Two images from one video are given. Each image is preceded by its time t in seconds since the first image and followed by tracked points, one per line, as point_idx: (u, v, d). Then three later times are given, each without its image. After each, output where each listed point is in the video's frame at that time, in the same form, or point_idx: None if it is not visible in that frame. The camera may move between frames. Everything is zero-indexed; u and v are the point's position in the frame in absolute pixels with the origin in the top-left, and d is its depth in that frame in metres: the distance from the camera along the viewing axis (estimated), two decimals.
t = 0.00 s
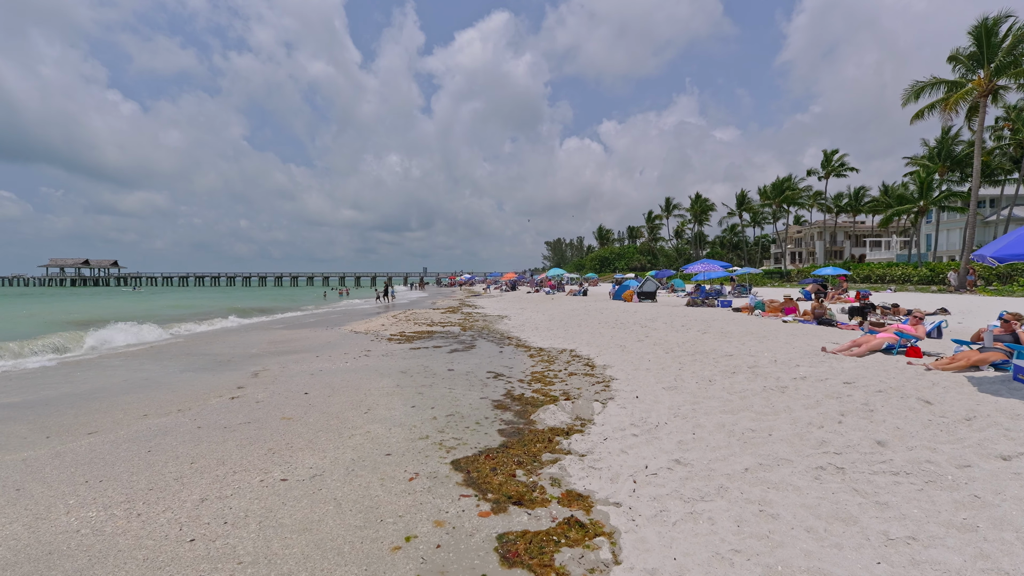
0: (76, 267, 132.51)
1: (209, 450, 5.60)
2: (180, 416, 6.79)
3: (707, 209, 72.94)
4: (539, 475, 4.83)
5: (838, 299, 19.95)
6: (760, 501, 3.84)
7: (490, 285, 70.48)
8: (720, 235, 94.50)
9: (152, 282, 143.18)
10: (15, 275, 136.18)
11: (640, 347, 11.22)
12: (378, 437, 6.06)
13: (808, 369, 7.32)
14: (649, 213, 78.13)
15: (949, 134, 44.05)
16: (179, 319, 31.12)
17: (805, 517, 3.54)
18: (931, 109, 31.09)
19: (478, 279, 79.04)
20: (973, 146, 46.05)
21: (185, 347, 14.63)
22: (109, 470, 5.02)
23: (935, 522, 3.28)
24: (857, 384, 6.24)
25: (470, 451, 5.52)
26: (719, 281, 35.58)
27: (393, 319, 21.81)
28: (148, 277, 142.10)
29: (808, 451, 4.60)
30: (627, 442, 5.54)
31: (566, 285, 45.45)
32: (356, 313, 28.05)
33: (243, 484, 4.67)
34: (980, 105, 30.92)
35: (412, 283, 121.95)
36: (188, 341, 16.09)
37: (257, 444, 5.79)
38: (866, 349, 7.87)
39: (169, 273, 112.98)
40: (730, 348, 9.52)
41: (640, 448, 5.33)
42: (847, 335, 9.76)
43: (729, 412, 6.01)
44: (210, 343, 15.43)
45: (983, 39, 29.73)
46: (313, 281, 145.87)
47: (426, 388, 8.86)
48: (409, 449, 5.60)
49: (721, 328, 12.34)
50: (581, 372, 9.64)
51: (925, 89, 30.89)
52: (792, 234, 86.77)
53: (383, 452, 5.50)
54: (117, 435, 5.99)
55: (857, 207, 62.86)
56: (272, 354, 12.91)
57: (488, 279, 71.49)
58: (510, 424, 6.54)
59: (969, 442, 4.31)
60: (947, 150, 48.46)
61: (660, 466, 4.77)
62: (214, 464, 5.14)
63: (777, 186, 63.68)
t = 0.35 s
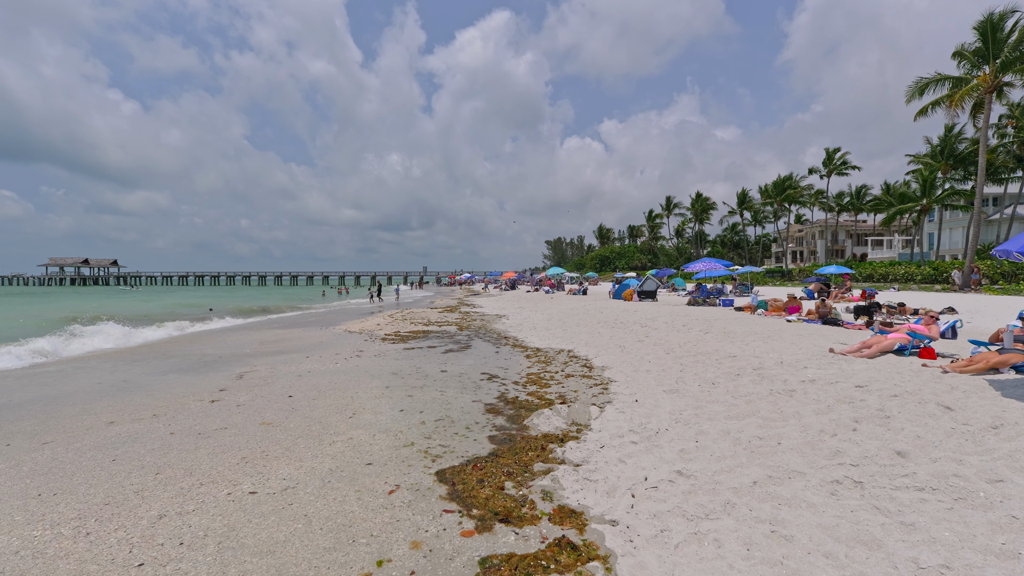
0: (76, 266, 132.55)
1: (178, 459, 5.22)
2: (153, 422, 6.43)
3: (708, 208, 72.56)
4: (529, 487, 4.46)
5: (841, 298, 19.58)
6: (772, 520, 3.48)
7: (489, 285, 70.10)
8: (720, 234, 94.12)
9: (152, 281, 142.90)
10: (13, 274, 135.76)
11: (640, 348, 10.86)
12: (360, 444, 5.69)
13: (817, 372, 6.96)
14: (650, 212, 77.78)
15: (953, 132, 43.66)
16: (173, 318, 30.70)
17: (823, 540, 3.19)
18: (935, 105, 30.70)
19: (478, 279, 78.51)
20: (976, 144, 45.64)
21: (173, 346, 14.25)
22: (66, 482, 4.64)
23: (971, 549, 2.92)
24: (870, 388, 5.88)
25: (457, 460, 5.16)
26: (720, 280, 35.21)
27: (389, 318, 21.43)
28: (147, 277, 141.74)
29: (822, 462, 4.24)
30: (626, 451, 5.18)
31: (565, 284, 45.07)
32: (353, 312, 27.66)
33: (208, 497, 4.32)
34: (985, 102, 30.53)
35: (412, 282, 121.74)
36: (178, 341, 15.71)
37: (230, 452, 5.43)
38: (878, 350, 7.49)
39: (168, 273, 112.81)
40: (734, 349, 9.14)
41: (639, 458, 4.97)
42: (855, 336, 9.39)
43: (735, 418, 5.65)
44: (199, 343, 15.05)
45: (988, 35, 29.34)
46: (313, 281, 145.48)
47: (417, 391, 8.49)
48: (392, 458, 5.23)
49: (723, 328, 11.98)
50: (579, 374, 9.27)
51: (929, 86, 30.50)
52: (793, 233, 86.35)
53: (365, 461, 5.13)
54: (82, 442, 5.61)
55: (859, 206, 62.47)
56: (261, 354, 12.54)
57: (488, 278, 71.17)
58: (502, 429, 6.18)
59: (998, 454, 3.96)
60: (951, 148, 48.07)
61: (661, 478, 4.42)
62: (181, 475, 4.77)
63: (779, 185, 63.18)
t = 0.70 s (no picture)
0: (75, 267, 132.32)
1: (145, 477, 4.88)
2: (126, 435, 6.08)
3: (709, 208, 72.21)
4: (520, 510, 4.12)
5: (845, 300, 19.24)
6: (786, 552, 3.14)
7: (488, 286, 69.78)
8: (721, 235, 93.79)
9: (151, 282, 142.65)
10: (12, 275, 135.36)
11: (640, 352, 10.51)
12: (342, 459, 5.35)
13: (826, 380, 6.61)
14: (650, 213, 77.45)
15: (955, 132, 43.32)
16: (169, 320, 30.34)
17: None
18: (939, 105, 30.35)
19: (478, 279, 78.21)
20: (979, 144, 45.28)
21: (161, 351, 13.89)
22: (20, 503, 4.30)
23: None
24: (884, 399, 5.54)
25: (445, 477, 4.82)
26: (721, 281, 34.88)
27: (385, 321, 21.08)
28: (147, 277, 141.34)
29: (838, 484, 3.90)
30: (624, 467, 4.85)
31: (565, 285, 44.73)
32: (350, 314, 27.31)
33: (168, 522, 3.97)
34: (989, 101, 30.18)
35: (412, 282, 121.43)
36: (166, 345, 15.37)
37: (203, 467, 5.09)
38: (888, 356, 7.16)
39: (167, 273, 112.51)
40: (738, 354, 8.80)
41: (639, 475, 4.63)
42: (863, 341, 9.06)
43: (741, 431, 5.31)
44: (188, 347, 14.72)
45: (992, 33, 29.00)
46: (313, 282, 145.12)
47: (408, 398, 8.16)
48: (374, 474, 4.89)
49: (726, 332, 11.64)
50: (577, 380, 8.92)
51: (933, 85, 30.16)
52: (794, 233, 85.99)
53: (344, 479, 4.78)
54: (45, 458, 5.27)
55: (860, 206, 62.12)
56: (251, 359, 12.19)
57: (488, 279, 70.87)
58: (494, 443, 5.85)
59: None
60: (953, 148, 47.70)
61: (663, 500, 4.08)
62: (143, 496, 4.42)
63: (780, 185, 62.78)
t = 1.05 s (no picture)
0: (74, 267, 132.14)
1: (107, 490, 4.52)
2: (96, 443, 5.72)
3: (709, 208, 71.86)
4: (512, 529, 3.77)
5: (849, 300, 18.89)
6: None
7: (488, 286, 69.45)
8: (722, 235, 93.42)
9: (151, 282, 142.39)
10: (11, 275, 135.05)
11: (641, 354, 10.16)
12: (322, 469, 4.99)
13: (839, 384, 6.26)
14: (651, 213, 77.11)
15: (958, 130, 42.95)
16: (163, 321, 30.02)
17: None
18: (943, 103, 29.98)
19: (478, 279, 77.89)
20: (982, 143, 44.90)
21: (149, 353, 13.56)
22: None
23: None
24: (903, 405, 5.19)
25: (432, 490, 4.47)
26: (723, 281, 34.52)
27: (381, 321, 20.75)
28: (147, 277, 140.97)
29: (861, 502, 3.55)
30: (626, 479, 4.50)
31: (565, 285, 44.38)
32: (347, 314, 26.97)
33: (125, 543, 3.61)
34: (993, 99, 29.81)
35: (411, 281, 121.15)
36: (156, 347, 15.01)
37: (172, 479, 4.74)
38: (903, 358, 6.81)
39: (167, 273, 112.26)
40: (744, 357, 8.44)
41: (642, 488, 4.29)
42: (874, 343, 8.70)
43: (752, 439, 4.95)
44: (178, 349, 14.37)
45: (997, 30, 28.63)
46: (312, 281, 144.77)
47: (399, 402, 7.82)
48: (355, 487, 4.55)
49: (730, 332, 11.29)
50: (576, 383, 8.57)
51: (937, 83, 29.79)
52: (795, 233, 85.62)
53: (323, 493, 4.43)
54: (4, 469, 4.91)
55: (861, 206, 61.77)
56: (241, 360, 11.85)
57: (487, 279, 70.60)
58: (487, 451, 5.51)
59: None
60: (955, 147, 47.34)
61: (669, 517, 3.73)
62: (102, 513, 4.07)
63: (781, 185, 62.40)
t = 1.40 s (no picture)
0: (74, 266, 132.09)
1: (66, 511, 4.20)
2: (64, 457, 5.40)
3: (710, 208, 71.50)
4: (501, 558, 3.45)
5: (854, 300, 18.57)
6: None
7: (488, 286, 69.13)
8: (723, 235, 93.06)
9: (150, 282, 142.10)
10: (10, 275, 134.67)
11: (642, 358, 9.84)
12: (301, 486, 4.66)
13: (851, 392, 5.95)
14: (652, 212, 76.77)
15: (962, 129, 42.59)
16: (159, 321, 29.71)
17: None
18: (948, 101, 29.63)
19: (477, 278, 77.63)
20: (986, 141, 44.52)
21: (138, 355, 13.22)
22: None
23: None
24: (922, 418, 4.87)
25: (416, 511, 4.16)
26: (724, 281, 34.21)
27: (378, 322, 20.42)
28: (146, 277, 140.79)
29: (883, 531, 3.23)
30: (626, 499, 4.18)
31: (565, 285, 44.06)
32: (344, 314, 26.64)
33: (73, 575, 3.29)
34: (999, 96, 29.45)
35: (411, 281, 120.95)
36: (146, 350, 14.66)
37: (139, 497, 4.42)
38: (918, 365, 6.50)
39: (166, 272, 112.21)
40: (748, 361, 8.12)
41: (642, 510, 3.96)
42: (883, 348, 8.38)
43: (760, 455, 4.64)
44: (168, 351, 14.03)
45: (1003, 27, 28.29)
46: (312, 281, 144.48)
47: (390, 409, 7.49)
48: (334, 507, 4.23)
49: (734, 335, 10.97)
50: (574, 389, 8.24)
51: (941, 80, 29.45)
52: (796, 233, 85.26)
53: (299, 514, 4.11)
54: None
55: (863, 205, 61.43)
56: (232, 364, 11.53)
57: (487, 279, 70.35)
58: (478, 465, 5.19)
59: None
60: (958, 146, 46.99)
61: (674, 546, 3.39)
62: (54, 539, 3.74)
63: (782, 184, 62.05)
